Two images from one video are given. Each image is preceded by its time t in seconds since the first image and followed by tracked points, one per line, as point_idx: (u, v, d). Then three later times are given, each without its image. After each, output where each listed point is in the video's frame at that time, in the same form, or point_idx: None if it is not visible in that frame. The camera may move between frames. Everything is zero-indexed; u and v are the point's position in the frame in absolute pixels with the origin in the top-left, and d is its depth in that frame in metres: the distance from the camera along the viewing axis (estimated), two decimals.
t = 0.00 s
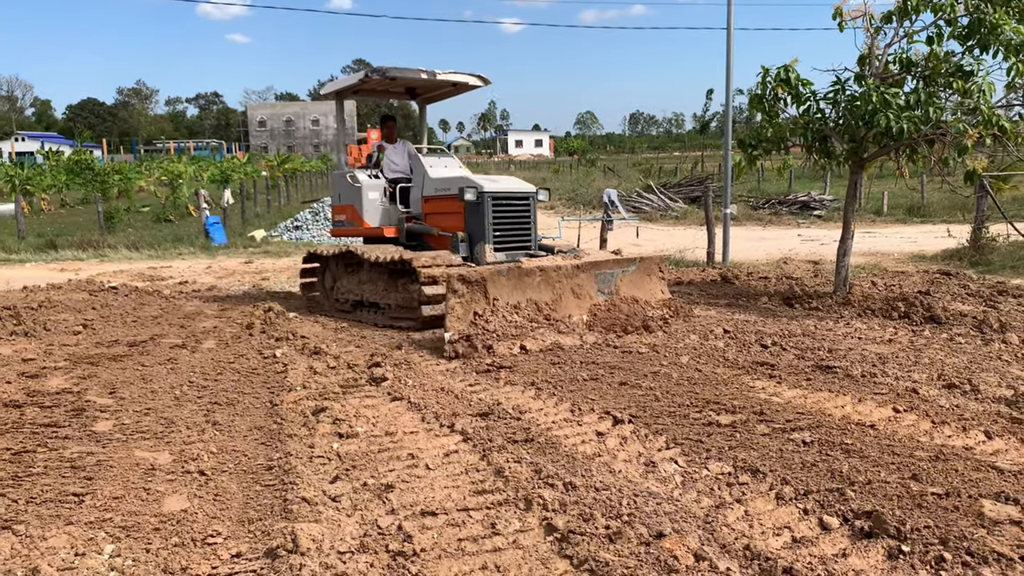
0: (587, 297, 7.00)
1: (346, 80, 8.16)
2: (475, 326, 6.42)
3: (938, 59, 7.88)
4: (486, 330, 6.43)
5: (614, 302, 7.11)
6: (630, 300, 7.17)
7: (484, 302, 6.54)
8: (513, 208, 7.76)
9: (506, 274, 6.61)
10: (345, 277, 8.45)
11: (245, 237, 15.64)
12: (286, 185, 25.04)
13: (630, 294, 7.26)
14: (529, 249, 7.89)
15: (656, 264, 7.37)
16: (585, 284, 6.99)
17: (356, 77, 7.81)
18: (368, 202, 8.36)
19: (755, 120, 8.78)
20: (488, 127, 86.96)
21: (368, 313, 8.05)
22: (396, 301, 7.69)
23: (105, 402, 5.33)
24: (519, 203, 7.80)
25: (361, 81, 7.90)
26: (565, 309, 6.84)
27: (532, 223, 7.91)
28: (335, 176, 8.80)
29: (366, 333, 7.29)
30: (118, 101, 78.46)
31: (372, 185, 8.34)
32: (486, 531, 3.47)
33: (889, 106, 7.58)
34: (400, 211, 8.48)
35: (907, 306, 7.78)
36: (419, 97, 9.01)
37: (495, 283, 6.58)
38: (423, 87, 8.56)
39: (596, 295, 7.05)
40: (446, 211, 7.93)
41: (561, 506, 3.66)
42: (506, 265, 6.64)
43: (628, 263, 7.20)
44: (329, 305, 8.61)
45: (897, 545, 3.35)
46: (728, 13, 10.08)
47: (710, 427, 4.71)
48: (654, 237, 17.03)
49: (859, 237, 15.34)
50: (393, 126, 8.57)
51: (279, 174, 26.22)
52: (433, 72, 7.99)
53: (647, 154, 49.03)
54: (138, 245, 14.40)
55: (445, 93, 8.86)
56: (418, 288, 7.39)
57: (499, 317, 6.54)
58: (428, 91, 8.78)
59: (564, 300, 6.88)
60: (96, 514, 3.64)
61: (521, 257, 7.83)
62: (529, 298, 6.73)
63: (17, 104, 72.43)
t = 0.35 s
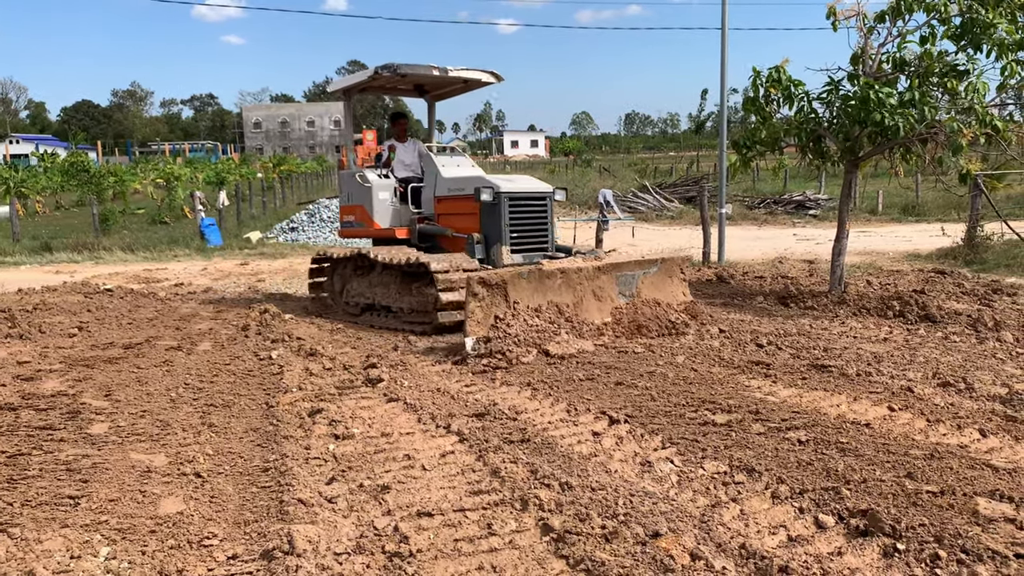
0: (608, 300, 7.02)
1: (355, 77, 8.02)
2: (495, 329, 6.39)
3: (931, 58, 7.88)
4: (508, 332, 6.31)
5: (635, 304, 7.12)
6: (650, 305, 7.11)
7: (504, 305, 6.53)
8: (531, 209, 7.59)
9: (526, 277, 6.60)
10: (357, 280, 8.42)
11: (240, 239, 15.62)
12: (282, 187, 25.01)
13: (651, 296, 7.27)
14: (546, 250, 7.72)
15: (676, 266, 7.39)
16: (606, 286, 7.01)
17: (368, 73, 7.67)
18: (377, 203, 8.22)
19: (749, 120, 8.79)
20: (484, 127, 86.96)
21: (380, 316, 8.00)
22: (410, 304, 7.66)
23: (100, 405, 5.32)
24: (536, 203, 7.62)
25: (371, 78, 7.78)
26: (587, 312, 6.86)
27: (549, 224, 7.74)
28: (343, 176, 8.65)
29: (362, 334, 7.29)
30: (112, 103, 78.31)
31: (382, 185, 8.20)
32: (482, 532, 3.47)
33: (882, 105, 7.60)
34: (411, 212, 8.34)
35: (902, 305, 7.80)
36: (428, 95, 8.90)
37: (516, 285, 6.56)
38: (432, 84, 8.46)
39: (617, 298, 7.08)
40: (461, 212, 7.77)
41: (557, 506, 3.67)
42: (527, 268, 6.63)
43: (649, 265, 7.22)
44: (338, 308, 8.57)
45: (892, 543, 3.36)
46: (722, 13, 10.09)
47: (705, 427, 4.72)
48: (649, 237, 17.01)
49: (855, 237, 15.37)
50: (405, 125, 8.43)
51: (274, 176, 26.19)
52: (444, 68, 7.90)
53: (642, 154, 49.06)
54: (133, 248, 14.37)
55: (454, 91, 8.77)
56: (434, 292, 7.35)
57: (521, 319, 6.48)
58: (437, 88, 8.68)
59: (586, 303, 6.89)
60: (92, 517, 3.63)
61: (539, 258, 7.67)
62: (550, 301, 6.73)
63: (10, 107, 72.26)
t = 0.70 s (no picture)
0: (633, 299, 6.75)
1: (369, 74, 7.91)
2: (519, 333, 6.14)
3: (929, 59, 7.90)
4: (532, 337, 6.12)
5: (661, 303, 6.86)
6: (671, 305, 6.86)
7: (528, 307, 6.26)
8: (550, 210, 7.46)
9: (550, 276, 6.32)
10: (367, 285, 8.16)
11: (237, 241, 15.61)
12: (279, 189, 24.99)
13: (676, 295, 7.00)
14: (565, 252, 7.61)
15: (701, 263, 7.12)
16: (630, 285, 6.74)
17: (383, 70, 7.58)
18: (391, 204, 8.07)
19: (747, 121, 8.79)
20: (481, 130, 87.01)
21: (393, 322, 7.77)
22: (427, 309, 7.46)
23: (98, 407, 5.31)
24: (556, 204, 7.50)
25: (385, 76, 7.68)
26: (612, 313, 6.59)
27: (568, 225, 7.61)
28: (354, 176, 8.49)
29: (360, 336, 7.28)
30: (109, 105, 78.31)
31: (396, 186, 8.05)
32: (481, 533, 3.47)
33: (880, 105, 7.60)
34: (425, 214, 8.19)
35: (900, 305, 7.81)
36: (441, 92, 8.78)
37: (539, 285, 6.29)
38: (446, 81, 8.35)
39: (642, 297, 6.81)
40: (477, 214, 7.63)
41: (555, 507, 3.67)
42: (550, 267, 6.35)
43: (673, 262, 6.94)
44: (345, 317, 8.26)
45: (890, 544, 3.36)
46: (720, 14, 10.10)
47: (704, 428, 4.72)
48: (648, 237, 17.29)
49: (852, 237, 15.39)
50: (421, 123, 8.29)
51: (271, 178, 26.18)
52: (460, 64, 7.77)
53: (639, 155, 49.10)
54: (130, 250, 14.36)
55: (467, 88, 8.67)
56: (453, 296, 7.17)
57: (545, 322, 6.24)
58: (451, 85, 8.57)
59: (611, 303, 6.63)
60: (89, 520, 3.63)
61: (558, 260, 7.56)
62: (575, 301, 6.45)
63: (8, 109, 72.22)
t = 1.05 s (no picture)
0: (659, 304, 6.57)
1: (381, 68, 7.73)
2: (545, 339, 5.95)
3: (927, 60, 7.91)
4: (557, 343, 5.94)
5: (686, 307, 6.69)
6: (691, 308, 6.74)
7: (553, 312, 6.08)
8: (572, 211, 7.15)
9: (576, 280, 6.13)
10: (385, 286, 8.09)
11: (234, 240, 15.58)
12: (277, 189, 24.95)
13: (701, 299, 6.84)
14: (587, 253, 7.29)
15: (727, 266, 6.95)
16: (657, 289, 6.56)
17: (397, 64, 7.42)
18: (406, 203, 7.83)
19: (745, 121, 8.79)
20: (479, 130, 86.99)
21: (410, 326, 7.65)
22: (445, 313, 7.30)
23: (94, 407, 5.31)
24: (578, 204, 7.19)
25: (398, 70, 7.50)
26: (639, 318, 6.40)
27: (590, 226, 7.31)
28: (365, 175, 8.23)
29: (357, 336, 7.27)
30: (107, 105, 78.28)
31: (410, 185, 7.82)
32: (478, 534, 3.47)
33: (877, 106, 7.60)
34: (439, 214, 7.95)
35: (897, 306, 7.81)
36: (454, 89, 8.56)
37: (564, 289, 6.11)
38: (459, 78, 8.18)
39: (668, 300, 6.63)
40: (496, 214, 7.32)
41: (552, 507, 3.66)
42: (575, 271, 6.16)
43: (699, 265, 6.77)
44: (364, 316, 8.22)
45: (887, 544, 3.36)
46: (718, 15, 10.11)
47: (701, 428, 4.72)
48: (646, 236, 17.21)
49: (850, 237, 15.40)
50: (435, 120, 8.05)
51: (269, 177, 26.16)
52: (478, 61, 7.56)
53: (637, 155, 49.09)
54: (128, 249, 14.34)
55: (481, 86, 8.49)
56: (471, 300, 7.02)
57: (571, 327, 6.07)
58: (464, 82, 8.39)
59: (638, 308, 6.44)
60: (85, 520, 3.62)
61: (580, 263, 7.25)
62: (601, 306, 6.27)
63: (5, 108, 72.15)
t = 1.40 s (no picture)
0: (684, 311, 6.31)
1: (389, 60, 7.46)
2: (572, 346, 5.68)
3: (920, 57, 7.91)
4: (585, 350, 5.67)
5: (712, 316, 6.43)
6: (716, 316, 6.47)
7: (580, 318, 5.80)
8: (592, 210, 6.90)
9: (604, 286, 5.88)
10: (398, 284, 7.80)
11: (228, 237, 15.55)
12: (271, 186, 24.90)
13: (727, 308, 6.57)
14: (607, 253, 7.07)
15: (754, 275, 6.70)
16: (682, 296, 6.30)
17: (408, 55, 7.14)
18: (417, 199, 7.56)
19: (738, 118, 8.79)
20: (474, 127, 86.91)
21: (426, 326, 7.35)
22: (461, 314, 6.98)
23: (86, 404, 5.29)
24: (598, 203, 6.94)
25: (408, 63, 7.23)
26: (664, 326, 6.14)
27: (611, 225, 7.07)
28: (374, 170, 7.97)
29: (350, 333, 7.26)
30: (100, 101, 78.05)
31: (421, 180, 7.55)
32: (471, 530, 3.46)
33: (871, 103, 7.60)
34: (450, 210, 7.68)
35: (891, 302, 7.82)
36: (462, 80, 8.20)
37: (592, 296, 5.84)
38: (469, 70, 7.91)
39: (693, 308, 6.37)
40: (513, 213, 7.05)
41: (545, 504, 3.66)
42: (603, 276, 5.90)
43: (725, 272, 6.51)
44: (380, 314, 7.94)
45: (880, 540, 3.37)
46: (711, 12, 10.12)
47: (694, 425, 4.72)
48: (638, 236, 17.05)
49: (844, 235, 15.42)
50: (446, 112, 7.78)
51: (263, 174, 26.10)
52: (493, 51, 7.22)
53: (631, 153, 49.11)
54: (121, 246, 14.30)
55: (491, 79, 8.21)
56: (489, 301, 6.68)
57: (598, 335, 5.80)
58: (474, 74, 8.12)
59: (663, 315, 6.19)
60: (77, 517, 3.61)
61: (599, 264, 7.03)
62: (627, 313, 6.01)
63: None
